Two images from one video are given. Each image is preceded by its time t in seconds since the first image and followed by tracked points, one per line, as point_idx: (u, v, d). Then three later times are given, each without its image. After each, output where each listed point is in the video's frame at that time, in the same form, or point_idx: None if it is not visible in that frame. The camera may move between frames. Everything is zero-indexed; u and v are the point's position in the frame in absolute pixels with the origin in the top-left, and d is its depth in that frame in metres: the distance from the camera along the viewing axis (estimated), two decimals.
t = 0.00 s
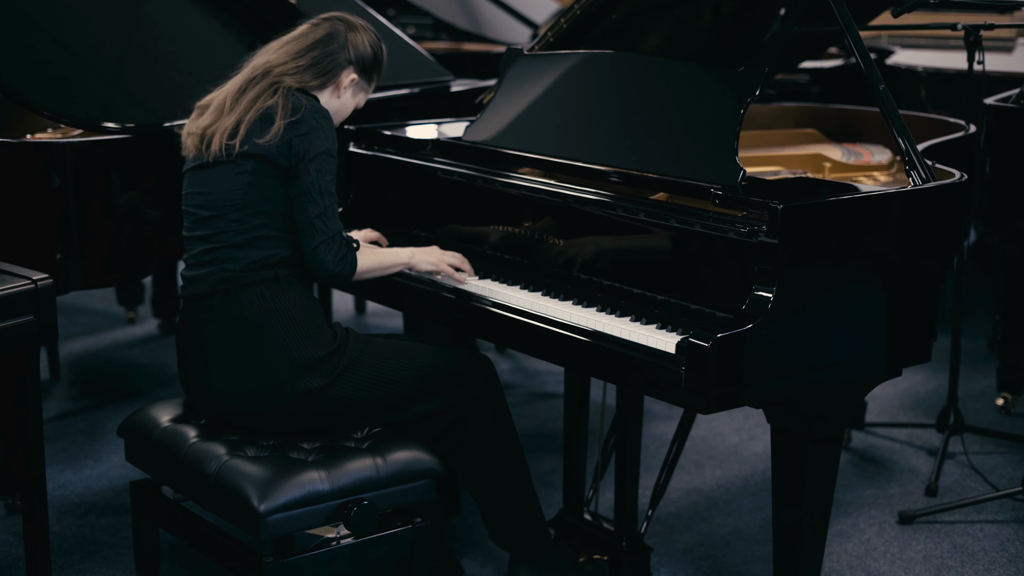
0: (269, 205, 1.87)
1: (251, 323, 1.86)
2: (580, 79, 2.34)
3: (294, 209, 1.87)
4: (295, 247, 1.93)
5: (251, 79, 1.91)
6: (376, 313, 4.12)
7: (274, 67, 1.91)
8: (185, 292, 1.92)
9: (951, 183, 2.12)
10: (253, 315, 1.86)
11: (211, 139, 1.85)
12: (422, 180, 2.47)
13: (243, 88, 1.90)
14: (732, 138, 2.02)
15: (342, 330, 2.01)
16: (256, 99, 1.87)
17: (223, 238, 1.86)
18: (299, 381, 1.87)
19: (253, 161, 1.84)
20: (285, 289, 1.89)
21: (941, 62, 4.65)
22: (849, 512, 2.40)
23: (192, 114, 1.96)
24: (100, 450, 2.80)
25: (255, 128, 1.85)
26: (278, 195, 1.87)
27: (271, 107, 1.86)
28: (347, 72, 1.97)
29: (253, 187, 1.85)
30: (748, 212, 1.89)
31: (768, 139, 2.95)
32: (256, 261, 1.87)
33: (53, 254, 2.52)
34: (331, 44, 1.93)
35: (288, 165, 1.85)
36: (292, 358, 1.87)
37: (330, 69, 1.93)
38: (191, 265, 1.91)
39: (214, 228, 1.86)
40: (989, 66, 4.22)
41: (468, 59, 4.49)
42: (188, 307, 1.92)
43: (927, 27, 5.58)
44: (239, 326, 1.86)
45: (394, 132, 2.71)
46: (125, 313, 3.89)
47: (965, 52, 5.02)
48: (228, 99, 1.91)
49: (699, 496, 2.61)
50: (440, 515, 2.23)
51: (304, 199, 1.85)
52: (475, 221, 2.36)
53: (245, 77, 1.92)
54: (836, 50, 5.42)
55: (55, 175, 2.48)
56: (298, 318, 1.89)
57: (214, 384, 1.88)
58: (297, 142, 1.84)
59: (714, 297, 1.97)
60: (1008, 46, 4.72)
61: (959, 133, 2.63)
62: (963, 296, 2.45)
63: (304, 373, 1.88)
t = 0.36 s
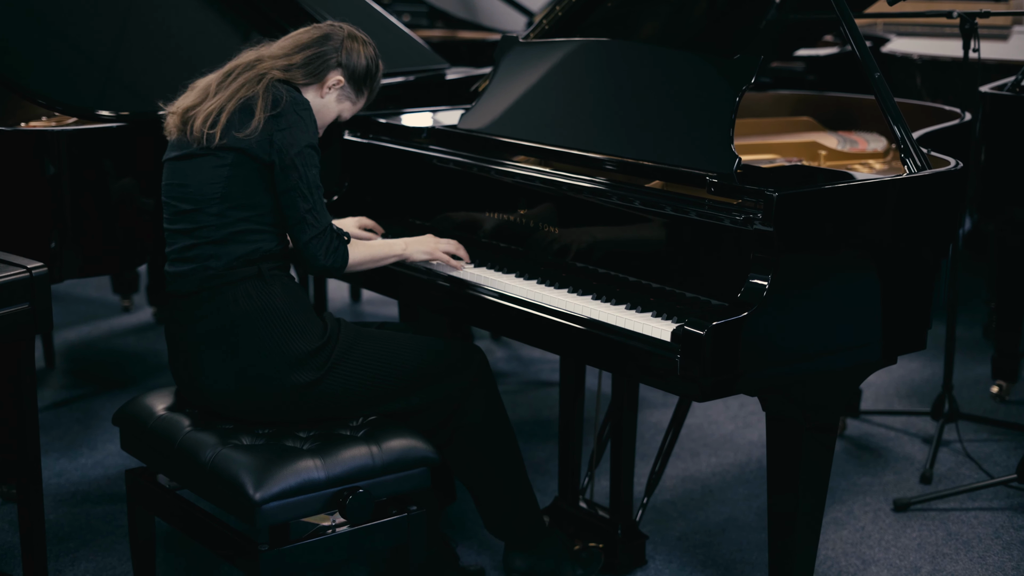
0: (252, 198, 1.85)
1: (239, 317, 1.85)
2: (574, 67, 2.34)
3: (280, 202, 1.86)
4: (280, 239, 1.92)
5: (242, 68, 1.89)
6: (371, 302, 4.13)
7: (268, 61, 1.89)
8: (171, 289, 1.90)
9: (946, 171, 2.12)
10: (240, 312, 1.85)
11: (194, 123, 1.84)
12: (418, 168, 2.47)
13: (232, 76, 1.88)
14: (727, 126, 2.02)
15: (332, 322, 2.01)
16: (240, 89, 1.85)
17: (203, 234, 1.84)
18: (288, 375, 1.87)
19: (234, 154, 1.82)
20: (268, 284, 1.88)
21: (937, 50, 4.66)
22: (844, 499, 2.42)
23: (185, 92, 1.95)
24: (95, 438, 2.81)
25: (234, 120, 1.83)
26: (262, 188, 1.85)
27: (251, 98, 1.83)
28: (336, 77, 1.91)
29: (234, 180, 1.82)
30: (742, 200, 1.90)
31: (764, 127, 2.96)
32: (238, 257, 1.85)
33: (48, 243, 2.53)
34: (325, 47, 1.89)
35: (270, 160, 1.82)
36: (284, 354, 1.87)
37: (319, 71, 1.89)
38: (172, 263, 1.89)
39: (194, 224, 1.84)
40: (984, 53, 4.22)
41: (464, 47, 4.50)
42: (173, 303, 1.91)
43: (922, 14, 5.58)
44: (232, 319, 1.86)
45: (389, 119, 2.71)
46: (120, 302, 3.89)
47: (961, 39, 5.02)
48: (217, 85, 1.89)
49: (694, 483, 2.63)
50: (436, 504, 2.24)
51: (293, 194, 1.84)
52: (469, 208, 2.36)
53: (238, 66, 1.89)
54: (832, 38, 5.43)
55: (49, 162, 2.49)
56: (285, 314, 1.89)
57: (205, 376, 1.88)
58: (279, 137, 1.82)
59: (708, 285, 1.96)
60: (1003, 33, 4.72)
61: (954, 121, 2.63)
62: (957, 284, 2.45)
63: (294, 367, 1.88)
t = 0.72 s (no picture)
0: (235, 193, 1.80)
1: (232, 317, 1.84)
2: (568, 53, 2.35)
3: (269, 187, 1.83)
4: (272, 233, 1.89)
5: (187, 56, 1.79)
6: (366, 289, 4.14)
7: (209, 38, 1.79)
8: (165, 284, 1.88)
9: (942, 157, 2.11)
10: (233, 310, 1.83)
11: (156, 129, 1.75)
12: (412, 154, 2.47)
13: (179, 67, 1.78)
14: (722, 112, 2.01)
15: (325, 317, 1.98)
16: (193, 81, 1.75)
17: (192, 234, 1.80)
18: (281, 370, 1.85)
19: (206, 152, 1.76)
20: (260, 283, 1.86)
21: (931, 36, 4.66)
22: (838, 485, 2.44)
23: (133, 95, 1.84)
24: (90, 425, 2.81)
25: (197, 117, 1.75)
26: (244, 180, 1.80)
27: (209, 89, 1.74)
28: (280, 22, 1.83)
29: (211, 179, 1.77)
30: (738, 187, 1.89)
31: (759, 114, 2.96)
32: (229, 255, 1.82)
33: (42, 230, 2.54)
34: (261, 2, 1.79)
35: (244, 151, 1.76)
36: (274, 352, 1.85)
37: (262, 25, 1.80)
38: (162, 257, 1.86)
39: (182, 224, 1.80)
40: (979, 38, 4.23)
41: (458, 33, 4.53)
42: (165, 299, 1.89)
43: None
44: (223, 318, 1.84)
45: (383, 106, 2.70)
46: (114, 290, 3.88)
47: (955, 25, 5.03)
48: (166, 80, 1.78)
49: (689, 470, 2.64)
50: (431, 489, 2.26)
51: (281, 175, 1.82)
52: (464, 195, 2.36)
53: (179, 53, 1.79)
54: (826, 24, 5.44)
55: (44, 150, 2.49)
56: (278, 312, 1.87)
57: (198, 369, 1.87)
58: (247, 125, 1.75)
59: (702, 272, 1.95)
60: (998, 19, 4.73)
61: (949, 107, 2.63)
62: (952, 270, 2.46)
63: (284, 366, 1.86)
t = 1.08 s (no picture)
0: (221, 187, 1.78)
1: (221, 306, 1.83)
2: (561, 39, 2.34)
3: (257, 177, 1.81)
4: (260, 221, 1.88)
5: (159, 51, 1.74)
6: (359, 275, 4.16)
7: (178, 28, 1.74)
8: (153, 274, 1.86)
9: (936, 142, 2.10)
10: (222, 300, 1.83)
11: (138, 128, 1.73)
12: (406, 140, 2.48)
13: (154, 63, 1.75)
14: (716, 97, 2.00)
15: (316, 304, 1.96)
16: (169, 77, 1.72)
17: (177, 228, 1.79)
18: (275, 360, 1.86)
19: (189, 149, 1.74)
20: (249, 272, 1.84)
21: (926, 21, 4.67)
22: (831, 470, 2.45)
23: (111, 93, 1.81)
24: (83, 412, 2.82)
25: (178, 114, 1.72)
26: (229, 173, 1.79)
27: (187, 84, 1.71)
28: None
29: (195, 174, 1.75)
30: (732, 172, 1.89)
31: (753, 99, 2.97)
32: (216, 247, 1.81)
33: (35, 216, 2.54)
34: None
35: (228, 148, 1.75)
36: (266, 340, 1.85)
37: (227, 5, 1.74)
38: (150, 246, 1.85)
39: (168, 219, 1.79)
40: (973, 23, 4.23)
41: (452, 18, 4.54)
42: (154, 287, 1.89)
43: None
44: (212, 307, 1.83)
45: (376, 91, 2.70)
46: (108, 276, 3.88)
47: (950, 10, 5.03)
48: (142, 77, 1.75)
49: (682, 455, 2.65)
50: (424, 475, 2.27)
51: (267, 167, 1.80)
52: (458, 181, 2.37)
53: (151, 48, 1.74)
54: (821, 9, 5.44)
55: (36, 136, 2.49)
56: (268, 301, 1.86)
57: (189, 356, 1.87)
58: (229, 120, 1.73)
59: (696, 258, 1.95)
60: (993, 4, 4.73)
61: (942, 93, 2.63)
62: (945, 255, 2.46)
63: (276, 355, 1.86)
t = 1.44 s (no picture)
0: (212, 175, 1.77)
1: (212, 292, 1.82)
2: (553, 26, 2.34)
3: (248, 166, 1.80)
4: (251, 209, 1.87)
5: (149, 40, 1.74)
6: (350, 263, 4.16)
7: (168, 17, 1.74)
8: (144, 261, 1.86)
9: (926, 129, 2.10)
10: (213, 286, 1.82)
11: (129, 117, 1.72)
12: (398, 127, 2.47)
13: (144, 51, 1.74)
14: (706, 85, 2.00)
15: (308, 293, 1.97)
16: (160, 65, 1.71)
17: (167, 216, 1.78)
18: (265, 347, 1.85)
19: (180, 137, 1.73)
20: (240, 259, 1.84)
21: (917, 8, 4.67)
22: (823, 458, 2.45)
23: (100, 83, 1.80)
24: (74, 401, 2.82)
25: (170, 102, 1.71)
26: (220, 162, 1.77)
27: (179, 72, 1.71)
28: None
29: (186, 162, 1.74)
30: (723, 159, 1.88)
31: (744, 86, 2.97)
32: (206, 233, 1.80)
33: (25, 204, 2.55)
34: None
35: (218, 137, 1.74)
36: (257, 327, 1.85)
37: None
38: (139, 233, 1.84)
39: (158, 206, 1.78)
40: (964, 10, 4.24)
41: (443, 5, 4.54)
42: (144, 274, 1.88)
43: None
44: (202, 293, 1.82)
45: (368, 78, 2.69)
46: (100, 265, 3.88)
47: None
48: (133, 66, 1.74)
49: (674, 442, 2.65)
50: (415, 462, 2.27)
51: (258, 156, 1.78)
52: (449, 168, 2.37)
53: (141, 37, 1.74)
54: None
55: (25, 124, 2.49)
56: (258, 289, 1.85)
57: (179, 343, 1.86)
58: (220, 108, 1.73)
59: (688, 244, 1.95)
60: None
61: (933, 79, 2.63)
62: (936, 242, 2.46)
63: (266, 342, 1.86)
